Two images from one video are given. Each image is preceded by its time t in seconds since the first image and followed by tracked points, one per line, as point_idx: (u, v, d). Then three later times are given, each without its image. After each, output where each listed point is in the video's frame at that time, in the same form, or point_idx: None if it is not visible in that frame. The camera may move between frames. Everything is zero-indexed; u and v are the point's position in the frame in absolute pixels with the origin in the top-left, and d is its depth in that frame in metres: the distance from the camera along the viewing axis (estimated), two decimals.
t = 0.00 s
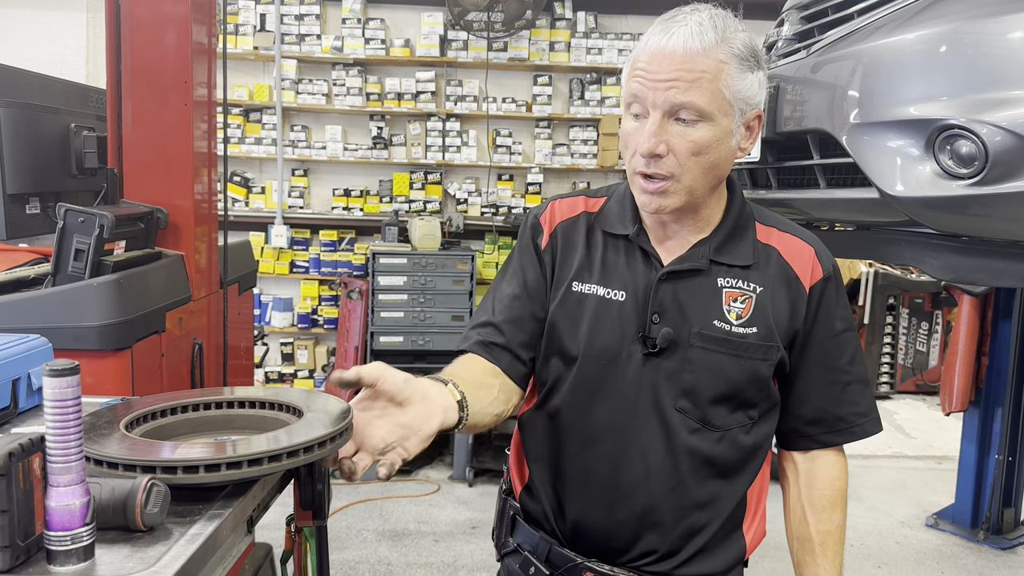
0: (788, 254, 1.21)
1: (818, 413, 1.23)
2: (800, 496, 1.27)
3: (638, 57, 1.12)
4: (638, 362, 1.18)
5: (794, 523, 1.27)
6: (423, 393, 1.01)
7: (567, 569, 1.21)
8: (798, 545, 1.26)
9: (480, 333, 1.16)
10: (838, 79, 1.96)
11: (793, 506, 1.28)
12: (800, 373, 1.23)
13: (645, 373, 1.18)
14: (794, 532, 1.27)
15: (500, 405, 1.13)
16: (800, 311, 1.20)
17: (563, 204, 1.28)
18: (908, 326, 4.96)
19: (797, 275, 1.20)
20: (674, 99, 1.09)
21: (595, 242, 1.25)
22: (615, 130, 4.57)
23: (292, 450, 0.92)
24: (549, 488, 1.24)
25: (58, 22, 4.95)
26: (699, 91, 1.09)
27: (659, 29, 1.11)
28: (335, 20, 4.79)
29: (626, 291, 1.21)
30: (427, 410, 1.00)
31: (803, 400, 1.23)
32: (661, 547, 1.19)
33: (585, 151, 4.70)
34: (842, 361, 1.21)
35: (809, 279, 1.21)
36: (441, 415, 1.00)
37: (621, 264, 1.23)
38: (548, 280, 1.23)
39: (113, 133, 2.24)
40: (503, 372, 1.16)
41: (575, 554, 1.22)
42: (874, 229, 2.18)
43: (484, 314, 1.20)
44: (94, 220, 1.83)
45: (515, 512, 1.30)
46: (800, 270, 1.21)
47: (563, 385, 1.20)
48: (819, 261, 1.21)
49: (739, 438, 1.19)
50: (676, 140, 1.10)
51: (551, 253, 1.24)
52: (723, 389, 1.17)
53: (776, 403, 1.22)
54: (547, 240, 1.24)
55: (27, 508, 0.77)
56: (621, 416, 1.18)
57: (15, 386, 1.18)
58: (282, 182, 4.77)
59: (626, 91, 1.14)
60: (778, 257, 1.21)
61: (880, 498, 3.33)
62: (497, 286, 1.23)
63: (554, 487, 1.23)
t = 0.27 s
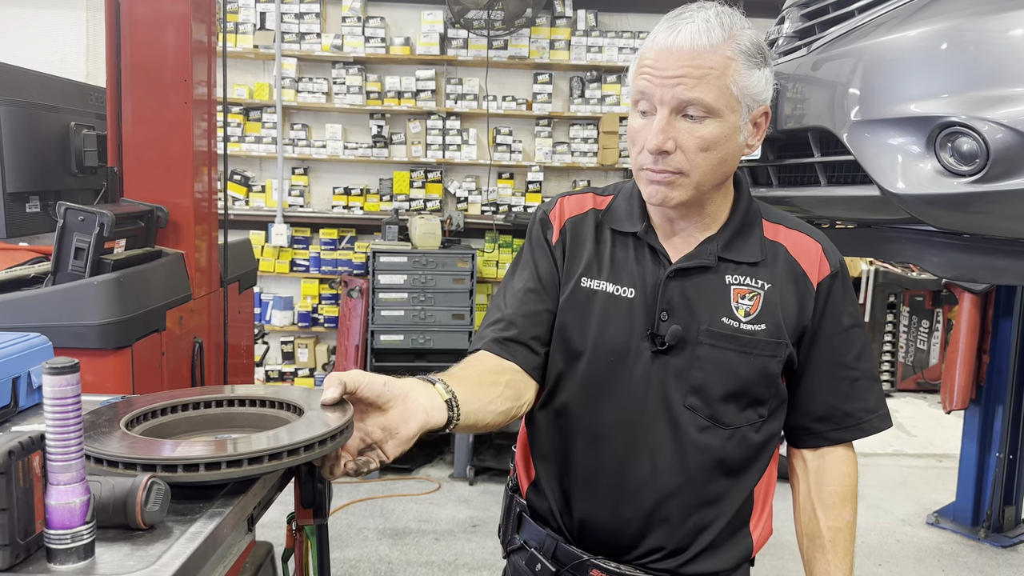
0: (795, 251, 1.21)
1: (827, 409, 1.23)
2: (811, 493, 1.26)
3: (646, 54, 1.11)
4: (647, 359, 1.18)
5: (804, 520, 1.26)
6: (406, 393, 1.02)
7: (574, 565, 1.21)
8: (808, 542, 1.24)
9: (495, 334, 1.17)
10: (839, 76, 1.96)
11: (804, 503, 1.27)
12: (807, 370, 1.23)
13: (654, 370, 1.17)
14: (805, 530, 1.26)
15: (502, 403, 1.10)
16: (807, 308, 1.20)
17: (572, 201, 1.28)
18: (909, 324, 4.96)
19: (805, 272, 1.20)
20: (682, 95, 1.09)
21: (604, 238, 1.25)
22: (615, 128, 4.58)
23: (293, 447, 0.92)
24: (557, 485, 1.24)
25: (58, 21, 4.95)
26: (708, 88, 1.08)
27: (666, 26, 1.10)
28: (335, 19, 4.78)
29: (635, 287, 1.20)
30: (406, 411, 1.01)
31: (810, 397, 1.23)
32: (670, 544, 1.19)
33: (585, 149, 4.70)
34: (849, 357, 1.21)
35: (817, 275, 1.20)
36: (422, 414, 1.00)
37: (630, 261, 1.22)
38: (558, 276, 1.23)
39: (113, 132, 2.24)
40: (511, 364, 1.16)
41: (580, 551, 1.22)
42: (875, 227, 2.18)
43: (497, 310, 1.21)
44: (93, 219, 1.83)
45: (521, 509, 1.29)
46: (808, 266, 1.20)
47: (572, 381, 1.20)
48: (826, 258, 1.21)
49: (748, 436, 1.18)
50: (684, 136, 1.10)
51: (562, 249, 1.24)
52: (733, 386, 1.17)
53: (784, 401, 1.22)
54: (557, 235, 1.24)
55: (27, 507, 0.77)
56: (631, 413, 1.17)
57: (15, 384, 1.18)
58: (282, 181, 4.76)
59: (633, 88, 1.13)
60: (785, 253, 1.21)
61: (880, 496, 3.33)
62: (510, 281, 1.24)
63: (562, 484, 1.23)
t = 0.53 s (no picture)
0: (798, 249, 1.21)
1: (829, 407, 1.23)
2: (811, 490, 1.26)
3: (660, 50, 1.10)
4: (650, 359, 1.18)
5: (806, 517, 1.26)
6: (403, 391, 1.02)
7: (577, 565, 1.21)
8: (809, 540, 1.25)
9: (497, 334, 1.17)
10: (840, 74, 1.96)
11: (805, 500, 1.27)
12: (808, 367, 1.22)
13: (657, 370, 1.17)
14: (806, 527, 1.26)
15: (502, 402, 1.10)
16: (810, 306, 1.20)
17: (573, 201, 1.28)
18: (909, 323, 4.96)
19: (807, 270, 1.20)
20: (705, 87, 1.09)
21: (605, 237, 1.25)
22: (615, 127, 4.58)
23: (294, 446, 0.92)
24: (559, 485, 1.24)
25: (59, 20, 4.95)
26: (727, 78, 1.09)
27: (677, 22, 1.10)
28: (335, 17, 4.78)
29: (638, 287, 1.20)
30: (405, 409, 1.01)
31: (813, 395, 1.23)
32: (674, 543, 1.19)
33: (585, 147, 4.69)
34: (852, 355, 1.21)
35: (819, 273, 1.20)
36: (420, 412, 1.00)
37: (632, 260, 1.22)
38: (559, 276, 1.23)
39: (114, 131, 2.24)
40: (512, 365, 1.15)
41: (583, 550, 1.22)
42: (877, 226, 2.17)
43: (498, 310, 1.21)
44: (94, 218, 1.83)
45: (525, 509, 1.30)
46: (810, 264, 1.20)
47: (574, 380, 1.20)
48: (828, 255, 1.21)
49: (751, 435, 1.18)
50: (707, 128, 1.10)
51: (563, 248, 1.24)
52: (736, 385, 1.17)
53: (787, 399, 1.22)
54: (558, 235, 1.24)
55: (27, 506, 0.77)
56: (634, 412, 1.17)
57: (15, 383, 1.18)
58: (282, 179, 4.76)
59: (647, 86, 1.12)
60: (787, 252, 1.21)
61: (881, 495, 3.33)
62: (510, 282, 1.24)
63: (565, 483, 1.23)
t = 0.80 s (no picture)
0: (795, 245, 1.21)
1: (828, 402, 1.22)
2: (811, 484, 1.26)
3: (659, 59, 1.09)
4: (650, 359, 1.17)
5: (805, 511, 1.26)
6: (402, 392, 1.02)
7: (580, 565, 1.21)
8: (809, 533, 1.25)
9: (493, 335, 1.17)
10: (841, 72, 1.95)
11: (804, 494, 1.27)
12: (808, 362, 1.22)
13: (657, 370, 1.17)
14: (806, 521, 1.26)
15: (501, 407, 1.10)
16: (808, 301, 1.19)
17: (569, 201, 1.28)
18: (910, 322, 4.96)
19: (805, 265, 1.19)
20: (713, 90, 1.08)
21: (601, 237, 1.24)
22: (615, 126, 4.59)
23: (294, 445, 0.92)
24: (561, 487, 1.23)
25: (59, 18, 4.95)
26: (731, 78, 1.08)
27: (670, 28, 1.09)
28: (335, 16, 4.78)
29: (636, 287, 1.20)
30: (404, 410, 1.00)
31: (813, 391, 1.23)
32: (678, 542, 1.18)
33: (586, 146, 4.69)
34: (850, 350, 1.20)
35: (817, 268, 1.20)
36: (419, 414, 0.99)
37: (630, 260, 1.22)
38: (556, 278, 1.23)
39: (113, 131, 2.24)
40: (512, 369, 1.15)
41: (587, 550, 1.22)
42: (878, 224, 2.17)
43: (495, 313, 1.21)
44: (93, 216, 1.83)
45: (526, 509, 1.30)
46: (808, 259, 1.20)
47: (573, 382, 1.20)
48: (826, 251, 1.20)
49: (753, 433, 1.18)
50: (718, 129, 1.09)
51: (558, 250, 1.24)
52: (737, 384, 1.17)
53: (787, 396, 1.21)
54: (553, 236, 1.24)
55: (26, 505, 0.76)
56: (635, 412, 1.17)
57: (14, 382, 1.18)
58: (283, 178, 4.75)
59: (649, 95, 1.11)
60: (784, 248, 1.20)
61: (882, 493, 3.33)
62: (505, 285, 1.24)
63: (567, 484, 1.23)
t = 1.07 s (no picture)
0: (793, 242, 1.21)
1: (827, 400, 1.22)
2: (810, 484, 1.26)
3: (652, 50, 1.10)
4: (647, 358, 1.17)
5: (804, 511, 1.26)
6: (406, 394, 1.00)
7: (579, 565, 1.21)
8: (808, 533, 1.25)
9: (488, 335, 1.18)
10: (841, 72, 1.95)
11: (803, 494, 1.27)
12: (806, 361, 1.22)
13: (654, 369, 1.17)
14: (804, 520, 1.26)
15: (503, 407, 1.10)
16: (806, 299, 1.19)
17: (566, 202, 1.28)
18: (910, 322, 4.96)
19: (803, 263, 1.20)
20: (706, 78, 1.08)
21: (598, 237, 1.25)
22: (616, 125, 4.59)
23: (295, 445, 0.92)
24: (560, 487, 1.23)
25: (59, 18, 4.95)
26: (724, 67, 1.09)
27: (662, 19, 1.10)
28: (335, 16, 4.78)
29: (632, 286, 1.20)
30: (410, 412, 0.99)
31: (812, 389, 1.22)
32: (677, 541, 1.18)
33: (586, 146, 4.69)
34: (849, 348, 1.20)
35: (815, 267, 1.20)
36: (425, 415, 0.99)
37: (627, 259, 1.22)
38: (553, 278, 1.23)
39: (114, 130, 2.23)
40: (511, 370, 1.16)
41: (586, 550, 1.22)
42: (878, 224, 2.17)
43: (492, 314, 1.21)
44: (94, 216, 1.83)
45: (525, 509, 1.30)
46: (805, 258, 1.20)
47: (571, 382, 1.20)
48: (823, 249, 1.21)
49: (751, 431, 1.18)
50: (713, 119, 1.09)
51: (555, 250, 1.24)
52: (735, 382, 1.17)
53: (786, 394, 1.21)
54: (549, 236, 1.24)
55: (28, 504, 0.77)
56: (632, 412, 1.17)
57: (15, 382, 1.18)
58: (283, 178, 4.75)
59: (644, 86, 1.11)
60: (782, 246, 1.21)
61: (882, 493, 3.33)
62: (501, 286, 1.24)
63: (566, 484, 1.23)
